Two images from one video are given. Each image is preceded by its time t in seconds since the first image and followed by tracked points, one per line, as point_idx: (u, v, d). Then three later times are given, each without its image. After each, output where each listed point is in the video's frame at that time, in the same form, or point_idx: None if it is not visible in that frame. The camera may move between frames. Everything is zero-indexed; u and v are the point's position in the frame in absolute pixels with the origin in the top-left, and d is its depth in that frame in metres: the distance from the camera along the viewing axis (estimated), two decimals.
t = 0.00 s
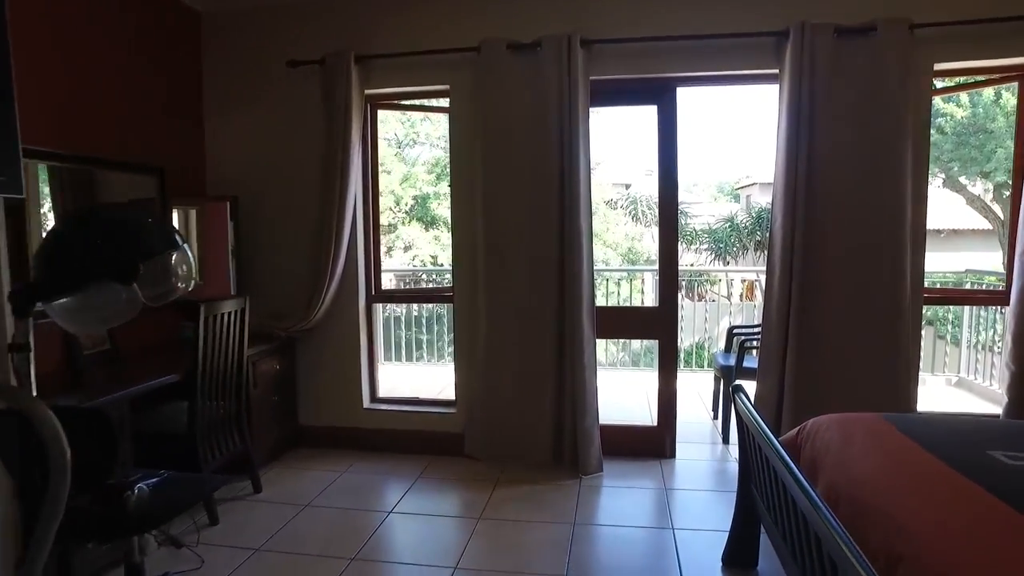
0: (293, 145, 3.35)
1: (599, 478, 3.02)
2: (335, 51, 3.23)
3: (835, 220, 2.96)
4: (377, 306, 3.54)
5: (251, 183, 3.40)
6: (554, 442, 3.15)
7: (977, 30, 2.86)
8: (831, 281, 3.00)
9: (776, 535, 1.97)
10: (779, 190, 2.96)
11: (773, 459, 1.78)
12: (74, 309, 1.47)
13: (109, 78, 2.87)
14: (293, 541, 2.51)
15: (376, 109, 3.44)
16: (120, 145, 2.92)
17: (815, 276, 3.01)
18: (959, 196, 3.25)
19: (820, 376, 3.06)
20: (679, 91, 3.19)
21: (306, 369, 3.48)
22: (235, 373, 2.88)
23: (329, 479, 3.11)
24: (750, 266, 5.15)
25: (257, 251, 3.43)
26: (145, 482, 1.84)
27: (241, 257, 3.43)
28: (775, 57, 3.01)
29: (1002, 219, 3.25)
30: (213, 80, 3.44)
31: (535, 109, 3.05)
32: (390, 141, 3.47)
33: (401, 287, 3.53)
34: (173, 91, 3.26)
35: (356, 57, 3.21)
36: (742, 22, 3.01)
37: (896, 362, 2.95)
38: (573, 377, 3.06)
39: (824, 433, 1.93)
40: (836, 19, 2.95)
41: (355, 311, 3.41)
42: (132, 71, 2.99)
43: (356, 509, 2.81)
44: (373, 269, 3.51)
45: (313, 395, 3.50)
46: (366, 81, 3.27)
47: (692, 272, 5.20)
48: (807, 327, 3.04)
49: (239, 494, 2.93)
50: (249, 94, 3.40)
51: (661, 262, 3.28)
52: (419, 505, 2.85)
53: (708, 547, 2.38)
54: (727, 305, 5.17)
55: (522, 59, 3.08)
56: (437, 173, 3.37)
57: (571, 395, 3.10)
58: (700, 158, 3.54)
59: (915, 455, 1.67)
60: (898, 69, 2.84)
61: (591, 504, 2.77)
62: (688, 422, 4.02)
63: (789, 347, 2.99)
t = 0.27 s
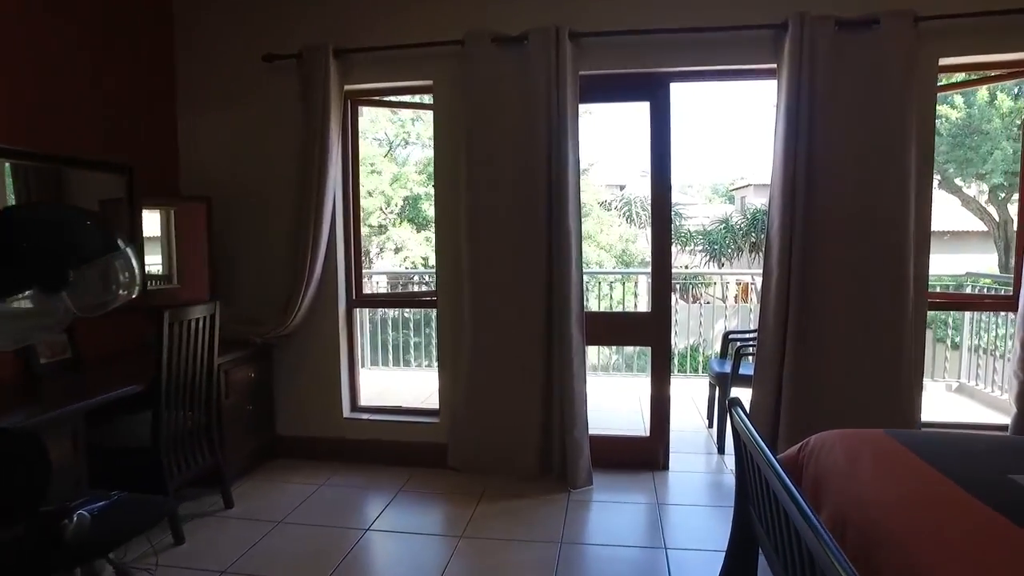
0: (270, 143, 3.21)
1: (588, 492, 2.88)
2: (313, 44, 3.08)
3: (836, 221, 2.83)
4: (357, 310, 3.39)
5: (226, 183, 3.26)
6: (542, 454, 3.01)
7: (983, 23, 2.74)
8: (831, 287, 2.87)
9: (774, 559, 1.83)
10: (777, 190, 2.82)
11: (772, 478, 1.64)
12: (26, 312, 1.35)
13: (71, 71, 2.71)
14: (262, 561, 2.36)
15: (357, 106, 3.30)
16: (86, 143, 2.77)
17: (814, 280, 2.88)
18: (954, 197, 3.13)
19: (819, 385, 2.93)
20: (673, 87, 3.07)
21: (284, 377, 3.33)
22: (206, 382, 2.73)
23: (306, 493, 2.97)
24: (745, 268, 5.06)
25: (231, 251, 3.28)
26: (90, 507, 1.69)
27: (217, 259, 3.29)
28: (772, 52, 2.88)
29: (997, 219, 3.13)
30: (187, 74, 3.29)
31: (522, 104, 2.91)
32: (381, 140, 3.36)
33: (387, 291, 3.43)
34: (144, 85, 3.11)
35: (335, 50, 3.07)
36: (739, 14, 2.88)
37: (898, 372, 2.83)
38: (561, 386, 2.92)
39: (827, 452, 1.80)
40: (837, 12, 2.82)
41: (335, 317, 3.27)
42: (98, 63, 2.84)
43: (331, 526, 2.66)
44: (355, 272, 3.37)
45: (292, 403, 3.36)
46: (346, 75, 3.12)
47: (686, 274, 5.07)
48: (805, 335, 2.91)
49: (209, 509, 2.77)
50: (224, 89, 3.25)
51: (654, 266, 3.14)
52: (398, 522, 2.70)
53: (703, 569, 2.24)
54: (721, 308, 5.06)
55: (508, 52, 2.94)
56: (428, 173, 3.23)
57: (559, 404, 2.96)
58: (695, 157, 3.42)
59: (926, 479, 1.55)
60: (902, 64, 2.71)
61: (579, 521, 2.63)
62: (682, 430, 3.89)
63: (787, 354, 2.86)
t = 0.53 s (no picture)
0: (245, 136, 3.05)
1: (578, 505, 2.75)
2: (290, 33, 2.93)
3: (838, 219, 2.69)
4: (338, 312, 3.25)
5: (199, 180, 3.10)
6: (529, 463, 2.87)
7: (993, 10, 2.60)
8: (832, 291, 2.73)
9: None
10: (777, 187, 2.68)
11: (772, 500, 1.50)
12: None
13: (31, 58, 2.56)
14: None
15: (336, 99, 3.16)
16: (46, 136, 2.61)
17: (815, 280, 2.74)
18: (953, 198, 2.96)
19: (820, 393, 2.79)
20: (668, 78, 2.94)
21: (262, 382, 3.19)
22: (174, 391, 2.58)
23: (280, 505, 2.82)
24: (741, 269, 4.92)
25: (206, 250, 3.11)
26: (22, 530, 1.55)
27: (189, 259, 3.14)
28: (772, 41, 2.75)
29: (995, 222, 3.01)
30: (157, 64, 3.12)
31: (509, 96, 2.77)
32: (373, 140, 3.18)
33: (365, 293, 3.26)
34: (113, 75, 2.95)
35: (313, 39, 2.92)
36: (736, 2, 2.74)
37: (902, 380, 2.69)
38: (549, 392, 2.78)
39: (833, 470, 1.66)
40: None
41: (313, 320, 3.12)
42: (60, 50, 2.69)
43: (304, 541, 2.52)
44: (334, 273, 3.22)
45: (269, 409, 3.21)
46: (324, 66, 2.98)
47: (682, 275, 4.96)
48: (805, 340, 2.77)
49: (175, 523, 2.62)
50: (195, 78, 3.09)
51: (647, 266, 2.99)
52: (374, 536, 2.56)
53: None
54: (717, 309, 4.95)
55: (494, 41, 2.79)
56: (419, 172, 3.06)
57: (547, 412, 2.82)
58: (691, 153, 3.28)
59: (939, 503, 1.41)
60: (908, 53, 2.57)
61: (568, 536, 2.49)
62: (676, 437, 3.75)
63: (786, 360, 2.72)
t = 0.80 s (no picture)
0: (217, 133, 2.90)
1: (565, 523, 2.60)
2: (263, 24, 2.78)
3: (840, 222, 2.55)
4: (315, 318, 3.10)
5: (169, 179, 2.95)
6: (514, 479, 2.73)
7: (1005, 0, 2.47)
8: (834, 298, 2.58)
9: None
10: (775, 188, 2.54)
11: (768, 528, 1.36)
12: None
13: None
14: None
15: (314, 95, 3.04)
16: (2, 132, 2.44)
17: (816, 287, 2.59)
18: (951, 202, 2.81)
19: (820, 406, 2.64)
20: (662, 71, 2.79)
21: (237, 391, 3.04)
22: (136, 404, 2.42)
23: (252, 523, 2.67)
24: (739, 272, 4.76)
25: (177, 253, 2.96)
26: None
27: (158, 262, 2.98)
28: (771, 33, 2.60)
29: (995, 223, 2.88)
30: (126, 56, 2.97)
31: (493, 91, 2.62)
32: (365, 140, 3.01)
33: (349, 300, 3.09)
34: (77, 69, 2.80)
35: (287, 31, 2.77)
36: None
37: (906, 391, 2.56)
38: (535, 405, 2.63)
39: (835, 496, 1.51)
40: None
41: (290, 326, 2.97)
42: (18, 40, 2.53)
43: (274, 562, 2.36)
44: (312, 277, 3.07)
45: (243, 420, 3.05)
46: (300, 59, 2.83)
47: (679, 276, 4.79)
48: (805, 350, 2.63)
49: (138, 543, 2.47)
50: (166, 72, 2.94)
51: (639, 270, 2.85)
52: (347, 554, 2.42)
53: None
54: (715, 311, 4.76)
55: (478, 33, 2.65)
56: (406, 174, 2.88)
57: (534, 424, 2.67)
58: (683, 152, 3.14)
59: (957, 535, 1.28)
60: (914, 46, 2.43)
61: (554, 558, 2.34)
62: (670, 448, 3.60)
63: (784, 370, 2.58)
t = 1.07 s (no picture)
0: (191, 126, 2.76)
1: (553, 538, 2.47)
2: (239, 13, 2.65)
3: (842, 221, 2.42)
4: (295, 321, 2.97)
5: (139, 176, 2.81)
6: (500, 491, 2.60)
7: None
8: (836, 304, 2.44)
9: None
10: (773, 185, 2.42)
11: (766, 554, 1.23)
12: None
13: None
14: None
15: (293, 88, 2.90)
16: None
17: (816, 289, 2.47)
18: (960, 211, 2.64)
19: (820, 415, 2.52)
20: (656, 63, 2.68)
21: (212, 398, 2.90)
22: (100, 413, 2.28)
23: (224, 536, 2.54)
24: (736, 273, 4.64)
25: (149, 253, 2.82)
26: None
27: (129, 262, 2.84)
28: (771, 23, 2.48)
29: (993, 224, 2.76)
30: (94, 46, 2.83)
31: (479, 83, 2.50)
32: (358, 140, 2.88)
33: (338, 302, 2.96)
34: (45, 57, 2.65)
35: (263, 20, 2.64)
36: None
37: (909, 399, 2.44)
38: (522, 413, 2.51)
39: (840, 521, 1.38)
40: None
41: (266, 330, 2.84)
42: None
43: None
44: (290, 278, 2.94)
45: (219, 428, 2.92)
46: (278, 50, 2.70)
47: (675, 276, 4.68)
48: (805, 356, 2.50)
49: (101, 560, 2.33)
50: (138, 63, 2.80)
51: (632, 271, 2.72)
52: (322, 571, 2.28)
53: None
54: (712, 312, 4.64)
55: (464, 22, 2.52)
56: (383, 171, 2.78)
57: (520, 434, 2.54)
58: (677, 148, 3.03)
59: (975, 563, 1.16)
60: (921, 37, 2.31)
61: None
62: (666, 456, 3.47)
63: (783, 377, 2.46)
